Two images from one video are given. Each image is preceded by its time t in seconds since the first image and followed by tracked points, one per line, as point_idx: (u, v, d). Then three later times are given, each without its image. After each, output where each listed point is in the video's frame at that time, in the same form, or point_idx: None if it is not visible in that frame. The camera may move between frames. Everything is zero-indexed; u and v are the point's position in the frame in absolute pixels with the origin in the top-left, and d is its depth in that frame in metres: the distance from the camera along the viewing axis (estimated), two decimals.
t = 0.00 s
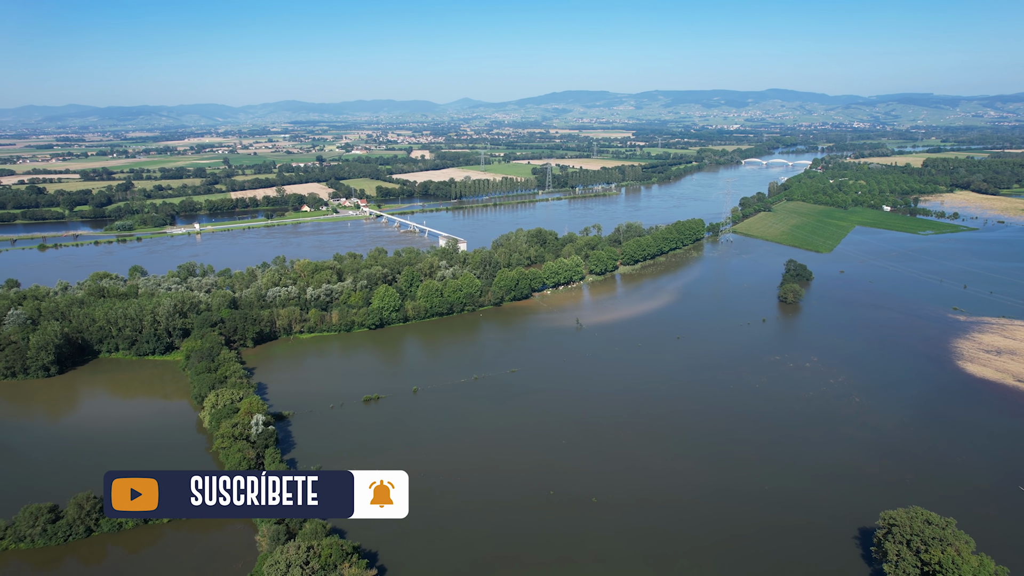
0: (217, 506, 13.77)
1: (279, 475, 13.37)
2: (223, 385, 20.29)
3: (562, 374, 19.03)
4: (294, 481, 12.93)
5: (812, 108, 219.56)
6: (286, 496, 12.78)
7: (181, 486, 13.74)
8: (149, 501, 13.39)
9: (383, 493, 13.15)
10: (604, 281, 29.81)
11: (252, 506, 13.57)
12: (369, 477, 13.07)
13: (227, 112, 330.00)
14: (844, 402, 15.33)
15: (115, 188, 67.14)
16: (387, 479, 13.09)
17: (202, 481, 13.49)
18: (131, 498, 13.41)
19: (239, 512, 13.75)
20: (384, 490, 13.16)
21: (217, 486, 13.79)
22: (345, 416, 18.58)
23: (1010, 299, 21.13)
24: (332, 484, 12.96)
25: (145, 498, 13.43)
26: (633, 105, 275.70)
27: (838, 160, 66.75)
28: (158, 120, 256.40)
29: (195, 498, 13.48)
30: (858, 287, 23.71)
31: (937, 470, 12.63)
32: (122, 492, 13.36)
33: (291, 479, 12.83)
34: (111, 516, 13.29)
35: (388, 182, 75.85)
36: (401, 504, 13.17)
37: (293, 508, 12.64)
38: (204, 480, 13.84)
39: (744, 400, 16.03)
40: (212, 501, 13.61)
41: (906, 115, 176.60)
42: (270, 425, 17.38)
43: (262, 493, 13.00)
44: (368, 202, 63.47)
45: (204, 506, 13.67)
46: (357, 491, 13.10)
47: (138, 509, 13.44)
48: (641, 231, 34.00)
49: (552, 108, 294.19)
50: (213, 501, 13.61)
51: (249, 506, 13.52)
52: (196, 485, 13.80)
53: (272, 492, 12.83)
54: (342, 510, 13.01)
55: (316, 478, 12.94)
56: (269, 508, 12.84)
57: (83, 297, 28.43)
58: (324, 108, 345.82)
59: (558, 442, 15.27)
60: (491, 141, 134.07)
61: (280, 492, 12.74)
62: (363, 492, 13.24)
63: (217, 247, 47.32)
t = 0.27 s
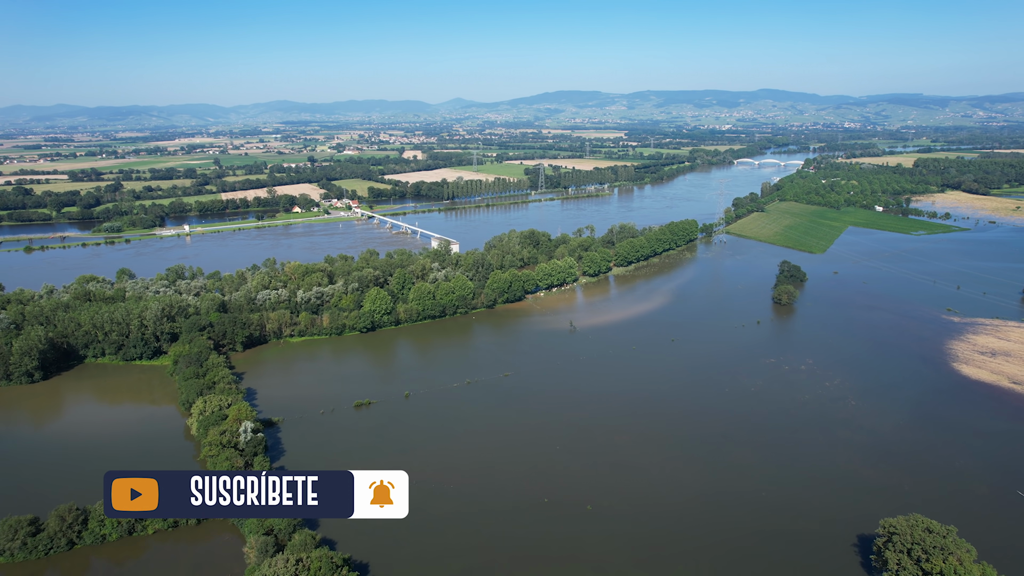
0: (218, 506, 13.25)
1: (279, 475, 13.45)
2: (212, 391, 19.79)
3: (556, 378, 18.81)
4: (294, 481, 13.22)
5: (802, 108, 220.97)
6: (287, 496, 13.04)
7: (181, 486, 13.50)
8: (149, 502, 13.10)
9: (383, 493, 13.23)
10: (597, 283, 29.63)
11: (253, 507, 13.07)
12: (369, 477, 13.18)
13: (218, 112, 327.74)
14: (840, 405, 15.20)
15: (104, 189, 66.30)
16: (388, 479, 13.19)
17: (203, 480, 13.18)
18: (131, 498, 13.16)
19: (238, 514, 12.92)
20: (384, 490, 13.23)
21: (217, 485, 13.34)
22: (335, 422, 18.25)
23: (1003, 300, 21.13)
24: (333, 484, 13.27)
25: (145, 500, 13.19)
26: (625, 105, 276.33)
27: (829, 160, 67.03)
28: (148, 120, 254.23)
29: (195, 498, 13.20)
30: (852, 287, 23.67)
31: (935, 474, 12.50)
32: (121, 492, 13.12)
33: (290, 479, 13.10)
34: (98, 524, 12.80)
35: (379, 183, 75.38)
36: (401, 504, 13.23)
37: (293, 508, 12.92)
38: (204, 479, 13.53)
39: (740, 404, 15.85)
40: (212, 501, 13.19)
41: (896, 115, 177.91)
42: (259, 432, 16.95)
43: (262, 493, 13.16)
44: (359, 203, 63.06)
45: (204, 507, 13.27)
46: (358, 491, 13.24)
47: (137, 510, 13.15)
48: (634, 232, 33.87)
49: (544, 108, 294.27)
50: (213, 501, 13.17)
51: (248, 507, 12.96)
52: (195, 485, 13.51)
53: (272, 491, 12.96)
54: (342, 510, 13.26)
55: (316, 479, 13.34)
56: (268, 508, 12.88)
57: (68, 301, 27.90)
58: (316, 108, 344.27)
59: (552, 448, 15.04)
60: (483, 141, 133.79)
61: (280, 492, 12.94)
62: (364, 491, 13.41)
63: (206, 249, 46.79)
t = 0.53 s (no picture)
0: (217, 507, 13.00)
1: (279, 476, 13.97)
2: (200, 397, 19.30)
3: (550, 382, 18.59)
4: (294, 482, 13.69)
5: (793, 108, 222.31)
6: (287, 496, 13.53)
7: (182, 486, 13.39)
8: (149, 501, 13.08)
9: (383, 493, 13.29)
10: (591, 284, 29.43)
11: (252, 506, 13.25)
12: (369, 477, 13.26)
13: (210, 112, 325.70)
14: (836, 409, 15.06)
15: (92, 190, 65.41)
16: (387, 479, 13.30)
17: (202, 480, 12.95)
18: (131, 498, 13.16)
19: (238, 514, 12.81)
20: (384, 490, 13.31)
21: (217, 485, 13.08)
22: (325, 428, 17.91)
23: (996, 301, 21.11)
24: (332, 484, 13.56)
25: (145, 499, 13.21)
26: (617, 105, 276.94)
27: (821, 160, 67.28)
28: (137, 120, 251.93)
29: (195, 498, 13.00)
30: (846, 289, 23.61)
31: (933, 478, 12.36)
32: (122, 492, 13.10)
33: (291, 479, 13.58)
34: (80, 536, 12.35)
35: (371, 183, 74.87)
36: (401, 504, 13.28)
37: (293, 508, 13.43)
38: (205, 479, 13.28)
39: (736, 408, 15.67)
40: (212, 501, 12.96)
41: (886, 115, 179.22)
42: (248, 439, 16.59)
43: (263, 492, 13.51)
44: (351, 204, 62.60)
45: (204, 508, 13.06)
46: (358, 491, 13.40)
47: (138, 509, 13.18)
48: (627, 233, 33.74)
49: (536, 108, 294.38)
50: (213, 501, 12.98)
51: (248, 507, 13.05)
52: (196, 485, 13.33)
53: (272, 491, 13.46)
54: (342, 509, 13.37)
55: (316, 479, 13.69)
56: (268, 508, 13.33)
57: (53, 305, 27.35)
58: (307, 108, 342.53)
59: (546, 454, 14.80)
60: (476, 141, 133.47)
61: (280, 492, 13.46)
62: (364, 491, 13.56)
63: (196, 251, 46.20)
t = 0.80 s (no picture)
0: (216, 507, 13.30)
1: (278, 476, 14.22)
2: (187, 404, 18.80)
3: (543, 386, 18.37)
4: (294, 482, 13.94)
5: (785, 108, 223.58)
6: (287, 496, 13.75)
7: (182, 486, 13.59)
8: (149, 501, 13.55)
9: (383, 493, 13.43)
10: (584, 286, 29.24)
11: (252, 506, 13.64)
12: (369, 477, 13.47)
13: (201, 112, 323.48)
14: (832, 412, 14.94)
15: (80, 192, 64.61)
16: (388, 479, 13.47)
17: (203, 480, 13.19)
18: (131, 498, 13.67)
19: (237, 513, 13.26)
20: (384, 490, 13.44)
21: (217, 485, 13.40)
22: (314, 435, 17.58)
23: (989, 302, 21.10)
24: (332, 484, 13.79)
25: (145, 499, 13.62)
26: (610, 105, 277.21)
27: (813, 160, 67.51)
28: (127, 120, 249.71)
29: (195, 498, 13.14)
30: (839, 290, 23.54)
31: (930, 483, 12.24)
32: (122, 492, 13.66)
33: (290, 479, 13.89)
34: (62, 551, 11.96)
35: (363, 184, 74.42)
36: (401, 504, 13.32)
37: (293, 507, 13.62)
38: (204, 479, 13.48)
39: (731, 412, 15.51)
40: (212, 501, 13.16)
41: (877, 115, 180.42)
42: (236, 448, 16.17)
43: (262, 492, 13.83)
44: (342, 205, 62.12)
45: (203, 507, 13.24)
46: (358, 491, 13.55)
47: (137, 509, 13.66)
48: (620, 234, 33.61)
49: (529, 108, 294.33)
50: (213, 501, 13.21)
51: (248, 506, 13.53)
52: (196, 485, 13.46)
53: (272, 491, 13.71)
54: (342, 509, 13.40)
55: (316, 479, 13.92)
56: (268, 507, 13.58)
57: (38, 310, 26.79)
58: (299, 109, 340.94)
59: (539, 460, 14.57)
60: (468, 141, 133.10)
61: (280, 491, 13.70)
62: (364, 491, 13.68)
63: (185, 253, 45.65)
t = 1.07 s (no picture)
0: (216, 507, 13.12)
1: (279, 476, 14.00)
2: (174, 411, 18.28)
3: (537, 390, 18.13)
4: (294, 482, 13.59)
5: (776, 108, 224.86)
6: (287, 496, 13.48)
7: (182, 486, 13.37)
8: (148, 501, 13.34)
9: (364, 493, 13.52)
10: (577, 288, 29.04)
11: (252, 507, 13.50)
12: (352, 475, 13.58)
13: (192, 112, 321.46)
14: (828, 416, 14.80)
15: (67, 193, 63.79)
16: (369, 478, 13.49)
17: (203, 480, 12.98)
18: (131, 498, 13.51)
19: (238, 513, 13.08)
20: (366, 490, 13.49)
21: (217, 485, 13.20)
22: (304, 441, 17.23)
23: (983, 303, 21.08)
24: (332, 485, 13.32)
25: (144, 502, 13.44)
26: (602, 105, 277.64)
27: (804, 160, 67.75)
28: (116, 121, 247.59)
29: (195, 498, 12.92)
30: (834, 291, 23.47)
31: (929, 488, 12.09)
32: (122, 491, 13.52)
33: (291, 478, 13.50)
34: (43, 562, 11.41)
35: (355, 185, 73.99)
36: (382, 504, 13.34)
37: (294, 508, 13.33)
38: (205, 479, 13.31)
39: (728, 417, 15.31)
40: (212, 501, 12.96)
41: (868, 116, 181.46)
42: (224, 456, 15.74)
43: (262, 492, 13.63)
44: (334, 206, 61.65)
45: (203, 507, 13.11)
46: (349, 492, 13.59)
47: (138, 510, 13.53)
48: (613, 235, 33.47)
49: (521, 108, 294.34)
50: (213, 501, 13.02)
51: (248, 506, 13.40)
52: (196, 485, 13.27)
53: (273, 491, 13.49)
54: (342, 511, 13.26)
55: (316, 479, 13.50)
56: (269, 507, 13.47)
57: (22, 314, 26.21)
58: (291, 109, 339.39)
59: (534, 467, 14.35)
60: (461, 142, 132.75)
61: (280, 492, 13.43)
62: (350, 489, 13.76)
63: (174, 255, 45.08)
